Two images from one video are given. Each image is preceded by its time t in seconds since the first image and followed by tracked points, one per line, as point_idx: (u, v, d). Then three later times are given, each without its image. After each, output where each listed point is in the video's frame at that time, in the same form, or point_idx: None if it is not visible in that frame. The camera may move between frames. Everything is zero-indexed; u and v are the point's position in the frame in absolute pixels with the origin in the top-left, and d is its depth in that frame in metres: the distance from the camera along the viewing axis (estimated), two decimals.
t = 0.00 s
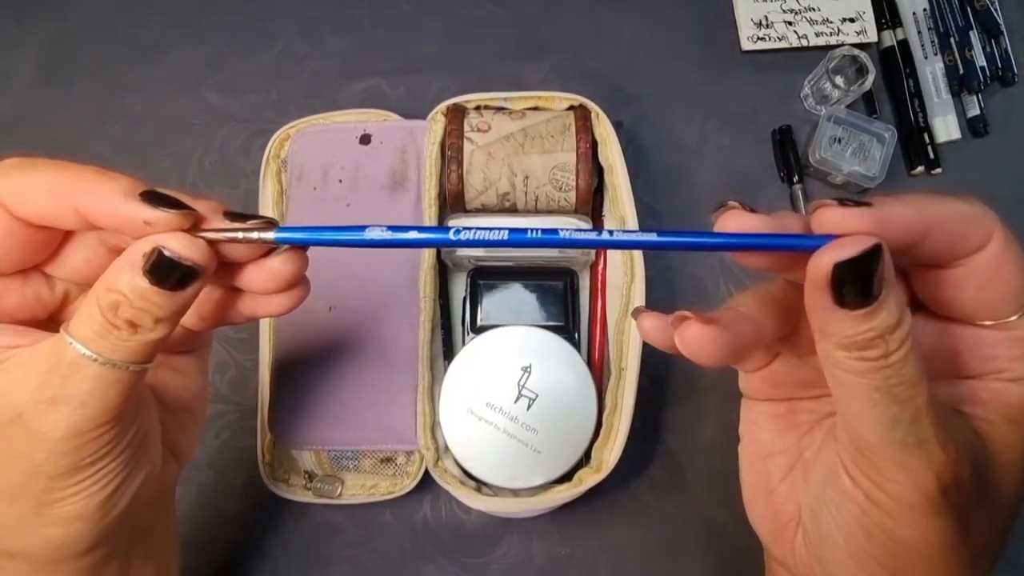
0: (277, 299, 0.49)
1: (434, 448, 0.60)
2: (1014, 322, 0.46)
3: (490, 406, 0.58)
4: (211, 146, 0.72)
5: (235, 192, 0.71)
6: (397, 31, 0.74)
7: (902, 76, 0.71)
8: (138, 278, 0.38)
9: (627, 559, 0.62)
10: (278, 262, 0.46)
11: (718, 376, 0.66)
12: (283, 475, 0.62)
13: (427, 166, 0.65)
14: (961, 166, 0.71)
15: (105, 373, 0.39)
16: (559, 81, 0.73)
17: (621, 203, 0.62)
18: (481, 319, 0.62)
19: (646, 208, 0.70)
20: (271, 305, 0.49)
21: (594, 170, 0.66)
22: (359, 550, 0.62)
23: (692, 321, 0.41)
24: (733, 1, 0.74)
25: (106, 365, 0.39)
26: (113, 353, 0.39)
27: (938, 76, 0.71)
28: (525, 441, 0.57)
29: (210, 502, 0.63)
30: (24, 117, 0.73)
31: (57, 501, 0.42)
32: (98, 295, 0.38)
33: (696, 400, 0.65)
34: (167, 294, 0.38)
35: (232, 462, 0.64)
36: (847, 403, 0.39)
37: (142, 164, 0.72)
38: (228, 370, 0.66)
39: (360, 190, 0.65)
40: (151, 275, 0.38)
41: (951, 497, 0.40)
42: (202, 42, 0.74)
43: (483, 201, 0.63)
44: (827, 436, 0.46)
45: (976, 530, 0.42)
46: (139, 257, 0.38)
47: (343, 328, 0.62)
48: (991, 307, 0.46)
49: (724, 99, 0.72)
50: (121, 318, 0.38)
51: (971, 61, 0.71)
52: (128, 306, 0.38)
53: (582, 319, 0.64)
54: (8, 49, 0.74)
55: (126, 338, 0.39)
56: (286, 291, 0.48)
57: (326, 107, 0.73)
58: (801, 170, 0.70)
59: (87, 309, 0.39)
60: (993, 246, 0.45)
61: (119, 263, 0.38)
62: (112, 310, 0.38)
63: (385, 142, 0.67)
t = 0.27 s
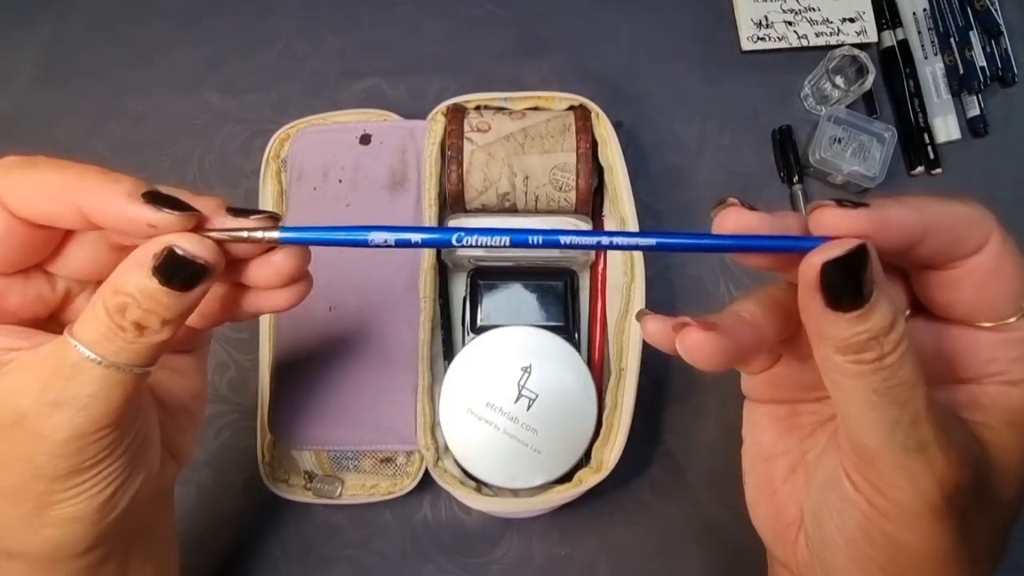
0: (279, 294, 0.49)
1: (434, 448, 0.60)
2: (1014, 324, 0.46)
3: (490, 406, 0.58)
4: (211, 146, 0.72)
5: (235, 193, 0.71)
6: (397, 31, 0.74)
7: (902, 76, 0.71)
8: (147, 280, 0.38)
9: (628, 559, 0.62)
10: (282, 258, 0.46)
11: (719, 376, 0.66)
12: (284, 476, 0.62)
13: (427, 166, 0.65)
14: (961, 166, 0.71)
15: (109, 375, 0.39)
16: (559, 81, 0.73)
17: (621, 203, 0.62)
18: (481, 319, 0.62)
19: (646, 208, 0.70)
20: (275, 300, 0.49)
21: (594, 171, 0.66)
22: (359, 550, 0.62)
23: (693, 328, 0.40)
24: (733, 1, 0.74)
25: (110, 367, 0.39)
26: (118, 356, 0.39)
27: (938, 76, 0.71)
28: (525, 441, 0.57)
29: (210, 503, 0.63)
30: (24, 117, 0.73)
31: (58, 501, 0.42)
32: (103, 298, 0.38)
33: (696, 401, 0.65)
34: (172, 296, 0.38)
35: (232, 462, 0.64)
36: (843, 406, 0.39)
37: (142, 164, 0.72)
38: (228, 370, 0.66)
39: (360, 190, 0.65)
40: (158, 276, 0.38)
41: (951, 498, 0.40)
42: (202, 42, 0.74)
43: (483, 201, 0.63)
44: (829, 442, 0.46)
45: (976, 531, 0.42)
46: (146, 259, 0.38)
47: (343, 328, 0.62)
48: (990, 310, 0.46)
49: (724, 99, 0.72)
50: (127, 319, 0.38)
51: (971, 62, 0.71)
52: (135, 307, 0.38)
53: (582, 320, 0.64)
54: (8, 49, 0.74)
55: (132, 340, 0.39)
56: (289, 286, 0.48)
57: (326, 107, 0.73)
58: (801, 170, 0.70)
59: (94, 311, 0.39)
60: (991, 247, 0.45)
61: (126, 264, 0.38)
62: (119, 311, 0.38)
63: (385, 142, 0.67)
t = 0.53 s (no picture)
0: (279, 291, 0.49)
1: (434, 448, 0.60)
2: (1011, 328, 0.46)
3: (490, 406, 0.58)
4: (211, 146, 0.72)
5: (235, 193, 0.71)
6: (397, 31, 0.75)
7: (902, 76, 0.71)
8: (148, 279, 0.38)
9: (628, 560, 0.62)
10: (281, 254, 0.46)
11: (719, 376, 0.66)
12: (284, 476, 0.62)
13: (427, 166, 0.65)
14: (961, 166, 0.71)
15: (110, 375, 0.39)
16: (559, 81, 0.73)
17: (621, 204, 0.62)
18: (481, 319, 0.62)
19: (646, 208, 0.70)
20: (275, 297, 0.49)
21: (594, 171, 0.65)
22: (359, 551, 0.62)
23: (691, 337, 0.40)
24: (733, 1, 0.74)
25: (110, 368, 0.39)
26: (118, 356, 0.39)
27: (938, 76, 0.71)
28: (525, 441, 0.57)
29: (210, 503, 0.63)
30: (24, 117, 0.73)
31: (59, 501, 0.42)
32: (103, 298, 0.38)
33: (697, 401, 0.65)
34: (173, 296, 0.38)
35: (232, 463, 0.64)
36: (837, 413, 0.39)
37: (142, 164, 0.72)
38: (228, 370, 0.66)
39: (360, 191, 0.65)
40: (160, 275, 0.38)
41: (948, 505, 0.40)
42: (202, 42, 0.74)
43: (483, 201, 0.63)
44: (828, 447, 0.46)
45: (974, 534, 0.42)
46: (148, 258, 0.38)
47: (343, 329, 0.62)
48: (987, 312, 0.46)
49: (725, 99, 0.72)
50: (127, 319, 0.38)
51: (971, 62, 0.71)
52: (137, 307, 0.38)
53: (582, 320, 0.64)
54: (8, 49, 0.74)
55: (132, 340, 0.39)
56: (289, 282, 0.48)
57: (326, 108, 0.73)
58: (801, 170, 0.70)
59: (94, 311, 0.39)
60: (989, 251, 0.45)
61: (128, 263, 0.38)
62: (120, 311, 0.38)
63: (385, 142, 0.67)
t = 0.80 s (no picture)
0: (272, 286, 0.49)
1: (434, 448, 0.60)
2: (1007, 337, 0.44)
3: (490, 406, 0.58)
4: (211, 146, 0.72)
5: (235, 193, 0.71)
6: (397, 31, 0.75)
7: (902, 76, 0.71)
8: (139, 276, 0.38)
9: (628, 560, 0.62)
10: (272, 253, 0.46)
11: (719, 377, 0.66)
12: (283, 476, 0.62)
13: (427, 166, 0.65)
14: (962, 166, 0.71)
15: (98, 376, 0.39)
16: (559, 81, 0.73)
17: (621, 204, 0.62)
18: (481, 319, 0.62)
19: (646, 208, 0.70)
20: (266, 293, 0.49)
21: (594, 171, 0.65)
22: (359, 551, 0.62)
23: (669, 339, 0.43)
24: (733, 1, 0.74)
25: (100, 368, 0.39)
26: (108, 357, 0.39)
27: (938, 76, 0.71)
28: (525, 441, 0.57)
29: (210, 504, 0.63)
30: (24, 117, 0.73)
31: (51, 503, 0.42)
32: (93, 297, 0.38)
33: (696, 401, 0.65)
34: (164, 292, 0.38)
35: (232, 462, 0.64)
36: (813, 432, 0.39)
37: (142, 165, 0.72)
38: (228, 370, 0.66)
39: (360, 191, 0.65)
40: (151, 271, 0.38)
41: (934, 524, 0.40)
42: (202, 42, 0.74)
43: (483, 201, 0.63)
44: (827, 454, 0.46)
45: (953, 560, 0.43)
46: (140, 256, 0.38)
47: (343, 328, 0.62)
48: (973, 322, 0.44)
49: (724, 99, 0.72)
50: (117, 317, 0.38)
51: (971, 62, 0.71)
52: (127, 305, 0.38)
53: (582, 320, 0.64)
54: (8, 49, 0.74)
55: (122, 341, 0.39)
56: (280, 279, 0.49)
57: (326, 108, 0.73)
58: (801, 170, 0.70)
59: (84, 311, 0.38)
60: (971, 258, 0.43)
61: (118, 262, 0.38)
62: (109, 310, 0.38)
63: (385, 142, 0.67)
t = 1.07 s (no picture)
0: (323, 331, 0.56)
1: (434, 448, 0.60)
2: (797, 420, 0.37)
3: (490, 406, 0.58)
4: (211, 147, 0.72)
5: (235, 193, 0.71)
6: (397, 31, 0.74)
7: (902, 76, 0.71)
8: (252, 308, 0.42)
9: (628, 560, 0.62)
10: (345, 307, 0.53)
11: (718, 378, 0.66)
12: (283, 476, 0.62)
13: (427, 166, 0.65)
14: (961, 166, 0.71)
15: (178, 390, 0.42)
16: (560, 81, 0.73)
17: (621, 203, 0.63)
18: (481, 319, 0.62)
19: (646, 208, 0.70)
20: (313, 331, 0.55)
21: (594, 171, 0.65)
22: (359, 551, 0.62)
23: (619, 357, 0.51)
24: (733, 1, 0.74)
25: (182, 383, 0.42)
26: (191, 375, 0.42)
27: (938, 76, 0.71)
28: (525, 441, 0.57)
29: (209, 504, 0.63)
30: (24, 117, 0.73)
31: (75, 495, 0.45)
32: (194, 322, 0.42)
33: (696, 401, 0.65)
34: (268, 326, 0.43)
35: (231, 463, 0.64)
36: (675, 478, 0.41)
37: (142, 165, 0.72)
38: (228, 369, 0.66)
39: (360, 191, 0.65)
40: (261, 312, 0.42)
41: None
42: (202, 42, 0.74)
43: (483, 201, 0.63)
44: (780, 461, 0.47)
45: None
46: (254, 290, 0.42)
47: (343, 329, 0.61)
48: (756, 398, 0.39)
49: (724, 99, 0.72)
50: (214, 347, 0.42)
51: (971, 62, 0.71)
52: (229, 338, 0.42)
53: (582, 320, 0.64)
54: (7, 49, 0.74)
55: (212, 364, 0.42)
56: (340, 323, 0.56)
57: (326, 108, 0.73)
58: (801, 170, 0.70)
59: (185, 330, 0.42)
60: (773, 326, 0.40)
61: (228, 292, 0.42)
62: (215, 340, 0.42)
63: (385, 142, 0.66)
